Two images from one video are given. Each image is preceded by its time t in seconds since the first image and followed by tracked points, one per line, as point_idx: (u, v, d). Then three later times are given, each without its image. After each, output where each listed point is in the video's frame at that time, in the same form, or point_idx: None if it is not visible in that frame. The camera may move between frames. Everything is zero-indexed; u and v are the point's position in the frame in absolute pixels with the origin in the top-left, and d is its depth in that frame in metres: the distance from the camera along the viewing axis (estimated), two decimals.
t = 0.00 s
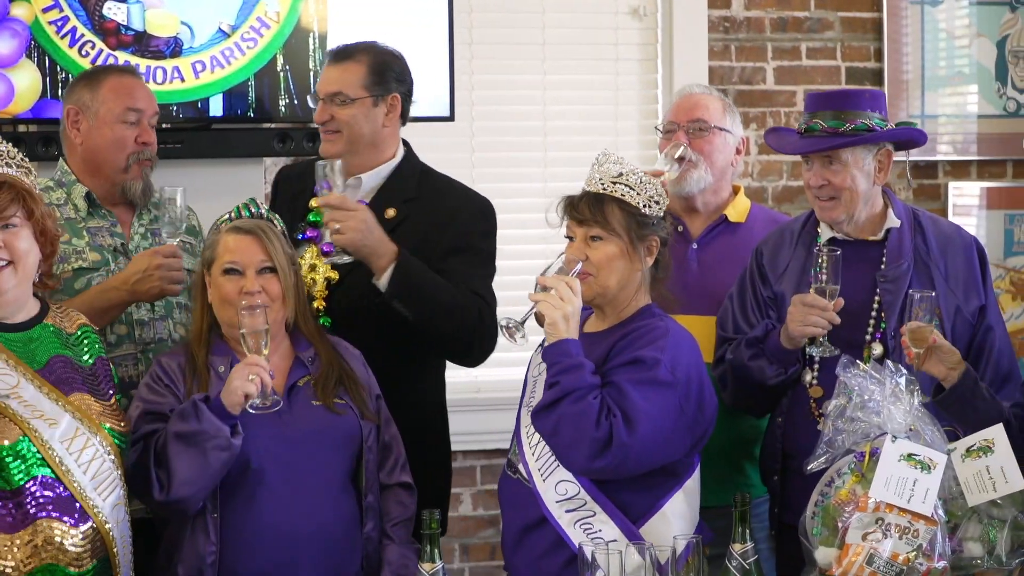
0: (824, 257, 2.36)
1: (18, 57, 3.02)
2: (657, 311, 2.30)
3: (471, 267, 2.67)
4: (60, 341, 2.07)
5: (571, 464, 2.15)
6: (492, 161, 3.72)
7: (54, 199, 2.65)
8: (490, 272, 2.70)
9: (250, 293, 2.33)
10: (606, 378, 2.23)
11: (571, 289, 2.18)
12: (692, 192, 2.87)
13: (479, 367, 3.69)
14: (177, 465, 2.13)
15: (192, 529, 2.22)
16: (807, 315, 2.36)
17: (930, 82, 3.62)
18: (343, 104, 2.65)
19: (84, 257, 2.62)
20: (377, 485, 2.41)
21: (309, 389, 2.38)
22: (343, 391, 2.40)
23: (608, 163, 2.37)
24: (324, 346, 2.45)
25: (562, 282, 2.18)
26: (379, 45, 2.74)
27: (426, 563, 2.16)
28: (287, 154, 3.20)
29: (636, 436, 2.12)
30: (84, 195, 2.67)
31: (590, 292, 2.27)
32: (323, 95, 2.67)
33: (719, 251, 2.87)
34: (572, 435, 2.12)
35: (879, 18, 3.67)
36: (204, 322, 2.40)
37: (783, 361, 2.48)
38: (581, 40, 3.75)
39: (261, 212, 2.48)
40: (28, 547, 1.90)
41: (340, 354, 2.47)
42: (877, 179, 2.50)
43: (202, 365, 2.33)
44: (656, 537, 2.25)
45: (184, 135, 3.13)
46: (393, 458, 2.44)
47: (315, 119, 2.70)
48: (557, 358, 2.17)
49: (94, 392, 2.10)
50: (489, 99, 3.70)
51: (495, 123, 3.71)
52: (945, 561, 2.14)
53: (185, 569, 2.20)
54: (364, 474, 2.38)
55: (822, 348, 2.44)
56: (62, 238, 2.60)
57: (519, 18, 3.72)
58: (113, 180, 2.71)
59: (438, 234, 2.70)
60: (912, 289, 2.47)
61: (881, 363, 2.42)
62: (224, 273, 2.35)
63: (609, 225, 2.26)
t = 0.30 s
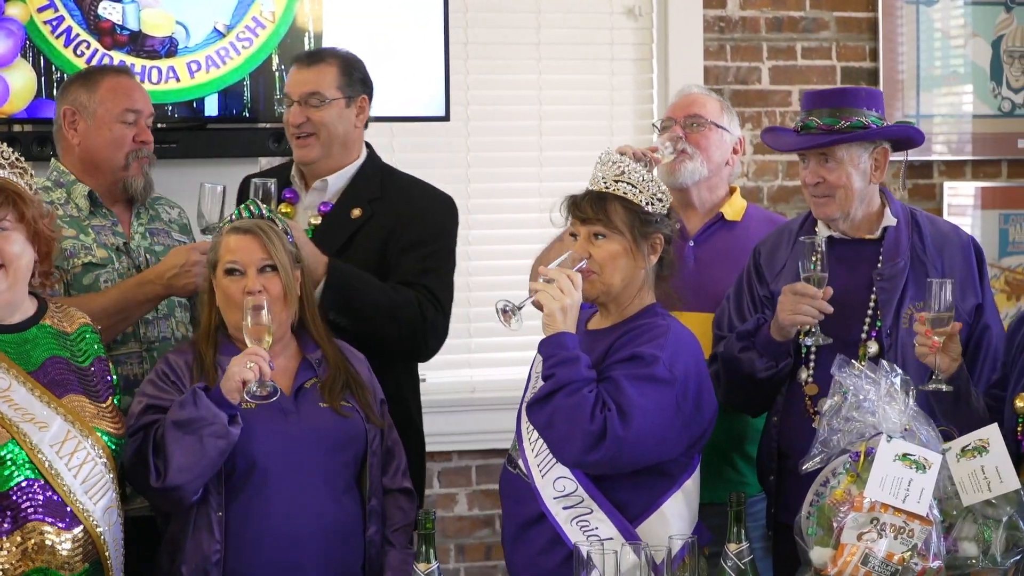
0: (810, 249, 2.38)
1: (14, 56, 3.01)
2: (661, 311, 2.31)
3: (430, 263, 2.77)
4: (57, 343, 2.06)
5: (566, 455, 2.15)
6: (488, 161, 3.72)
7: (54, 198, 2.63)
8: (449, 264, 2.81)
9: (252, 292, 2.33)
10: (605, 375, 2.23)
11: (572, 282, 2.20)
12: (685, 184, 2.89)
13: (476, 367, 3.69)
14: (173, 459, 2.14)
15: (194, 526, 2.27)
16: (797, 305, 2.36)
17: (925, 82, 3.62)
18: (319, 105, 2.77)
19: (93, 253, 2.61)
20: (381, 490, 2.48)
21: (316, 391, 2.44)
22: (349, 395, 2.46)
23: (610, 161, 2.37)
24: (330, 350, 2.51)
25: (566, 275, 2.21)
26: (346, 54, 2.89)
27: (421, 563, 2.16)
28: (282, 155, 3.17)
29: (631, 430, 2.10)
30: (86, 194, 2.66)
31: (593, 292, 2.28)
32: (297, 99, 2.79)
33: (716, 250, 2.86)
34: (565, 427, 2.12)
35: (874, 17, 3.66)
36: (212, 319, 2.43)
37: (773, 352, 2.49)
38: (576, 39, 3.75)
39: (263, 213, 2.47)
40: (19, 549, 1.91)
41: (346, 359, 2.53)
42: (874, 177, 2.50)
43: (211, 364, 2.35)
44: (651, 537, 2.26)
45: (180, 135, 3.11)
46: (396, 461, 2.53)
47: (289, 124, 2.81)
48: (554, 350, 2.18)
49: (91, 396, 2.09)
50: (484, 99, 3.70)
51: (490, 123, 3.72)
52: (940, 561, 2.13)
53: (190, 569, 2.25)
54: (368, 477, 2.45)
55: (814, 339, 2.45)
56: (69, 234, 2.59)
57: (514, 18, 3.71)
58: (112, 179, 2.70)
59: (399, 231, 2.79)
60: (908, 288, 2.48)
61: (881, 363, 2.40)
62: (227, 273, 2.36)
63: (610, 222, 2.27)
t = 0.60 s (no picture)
0: (791, 234, 2.37)
1: (6, 56, 3.02)
2: (657, 310, 2.31)
3: (410, 256, 2.79)
4: (46, 344, 2.07)
5: (554, 447, 2.14)
6: (481, 160, 3.73)
7: (50, 197, 2.63)
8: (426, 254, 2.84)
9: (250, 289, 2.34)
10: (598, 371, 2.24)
11: (568, 274, 2.22)
12: (677, 180, 2.89)
13: (468, 367, 3.70)
14: (160, 449, 2.17)
15: (188, 524, 2.27)
16: (775, 291, 2.38)
17: (917, 83, 3.62)
18: (302, 109, 2.78)
19: (91, 252, 2.62)
20: (377, 492, 2.48)
21: (313, 392, 2.44)
22: (348, 398, 2.46)
23: (613, 163, 2.38)
24: (331, 351, 2.51)
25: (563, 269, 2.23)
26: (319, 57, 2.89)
27: (412, 563, 2.16)
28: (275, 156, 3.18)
29: (620, 424, 2.10)
30: (83, 194, 2.65)
31: (589, 289, 2.29)
32: (278, 104, 2.79)
33: (709, 246, 2.86)
34: (555, 417, 2.11)
35: (866, 18, 3.67)
36: (213, 317, 2.44)
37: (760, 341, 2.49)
38: (568, 40, 3.75)
39: (268, 213, 2.48)
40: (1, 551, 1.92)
41: (346, 360, 2.54)
42: (869, 175, 2.49)
43: (209, 360, 2.37)
44: (643, 537, 2.26)
45: (172, 135, 3.13)
46: (394, 466, 2.53)
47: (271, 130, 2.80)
48: (547, 342, 2.18)
49: (79, 399, 2.09)
50: (476, 100, 3.71)
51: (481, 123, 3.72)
52: (932, 561, 2.13)
53: (183, 566, 2.25)
54: (364, 478, 2.45)
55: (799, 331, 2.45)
56: (67, 233, 2.59)
57: (506, 18, 3.71)
58: (107, 178, 2.70)
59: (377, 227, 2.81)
60: (902, 286, 2.48)
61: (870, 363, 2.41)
62: (227, 270, 2.38)
63: (609, 220, 2.28)
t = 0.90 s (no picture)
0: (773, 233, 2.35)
1: None
2: (646, 311, 2.30)
3: (415, 255, 2.79)
4: (35, 344, 2.07)
5: (538, 437, 2.15)
6: (469, 160, 3.73)
7: (36, 198, 2.64)
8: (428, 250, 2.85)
9: (241, 288, 2.37)
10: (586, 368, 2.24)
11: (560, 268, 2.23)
12: (666, 179, 2.89)
13: (457, 368, 3.69)
14: (145, 439, 2.23)
15: (177, 522, 2.29)
16: (758, 291, 2.34)
17: (905, 83, 3.63)
18: (315, 111, 2.76)
19: (74, 253, 2.62)
20: (369, 493, 2.47)
21: (305, 392, 2.44)
22: (340, 398, 2.46)
23: (609, 163, 2.37)
24: (324, 352, 2.51)
25: (556, 263, 2.24)
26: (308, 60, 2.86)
27: (401, 563, 2.17)
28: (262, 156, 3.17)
29: (606, 416, 2.11)
30: (68, 194, 2.66)
31: (580, 287, 2.30)
32: (290, 108, 2.74)
33: (700, 246, 2.86)
34: (539, 406, 2.12)
35: (854, 18, 3.67)
36: (207, 318, 2.46)
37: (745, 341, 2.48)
38: (556, 41, 3.75)
39: (264, 213, 2.50)
40: None
41: (340, 362, 2.53)
42: (860, 175, 2.46)
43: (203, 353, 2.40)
44: (629, 536, 2.26)
45: (158, 135, 3.11)
46: (387, 467, 2.52)
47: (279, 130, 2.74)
48: (536, 333, 2.20)
49: (66, 399, 2.08)
50: (465, 99, 3.71)
51: (470, 123, 3.72)
52: (919, 560, 2.15)
53: (171, 564, 2.27)
54: (355, 480, 2.44)
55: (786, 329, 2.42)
56: (49, 235, 2.60)
57: (494, 18, 3.71)
58: (89, 177, 2.69)
59: (381, 226, 2.82)
60: (893, 284, 2.45)
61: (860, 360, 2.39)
62: (219, 268, 2.41)
63: (603, 220, 2.27)
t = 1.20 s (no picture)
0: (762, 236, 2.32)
1: None
2: (632, 310, 2.30)
3: (438, 261, 2.84)
4: (18, 343, 2.06)
5: (521, 432, 2.15)
6: (452, 161, 3.71)
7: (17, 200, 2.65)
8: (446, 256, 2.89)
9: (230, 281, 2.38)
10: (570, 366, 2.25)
11: (547, 265, 2.23)
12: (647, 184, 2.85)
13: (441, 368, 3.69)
14: (129, 425, 2.23)
15: (164, 518, 2.28)
16: (748, 291, 2.31)
17: (889, 83, 3.63)
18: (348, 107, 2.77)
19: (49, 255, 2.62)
20: (356, 494, 2.46)
21: (292, 392, 2.44)
22: (327, 398, 2.45)
23: (597, 161, 2.35)
24: (313, 354, 2.51)
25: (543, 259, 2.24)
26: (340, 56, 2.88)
27: (385, 563, 2.18)
28: (246, 155, 3.15)
29: (589, 412, 2.11)
30: (46, 196, 2.65)
31: (566, 286, 2.29)
32: (327, 102, 2.74)
33: (684, 247, 2.86)
34: (522, 400, 2.12)
35: (837, 18, 3.67)
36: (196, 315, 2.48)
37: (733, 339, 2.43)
38: (540, 41, 3.75)
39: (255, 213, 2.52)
40: None
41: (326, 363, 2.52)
42: (847, 174, 2.40)
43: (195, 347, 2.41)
44: (612, 536, 2.26)
45: (142, 135, 3.10)
46: (374, 467, 2.51)
47: (312, 124, 2.75)
48: (521, 327, 2.20)
49: (51, 400, 2.09)
50: (449, 100, 3.70)
51: (455, 123, 3.71)
52: (903, 560, 2.14)
53: (157, 561, 2.27)
54: (341, 480, 2.44)
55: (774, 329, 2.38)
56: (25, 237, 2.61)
57: (478, 18, 3.70)
58: (60, 180, 2.65)
59: (402, 229, 2.85)
60: (881, 283, 2.37)
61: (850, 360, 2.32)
62: (209, 262, 2.42)
63: (591, 220, 2.27)
